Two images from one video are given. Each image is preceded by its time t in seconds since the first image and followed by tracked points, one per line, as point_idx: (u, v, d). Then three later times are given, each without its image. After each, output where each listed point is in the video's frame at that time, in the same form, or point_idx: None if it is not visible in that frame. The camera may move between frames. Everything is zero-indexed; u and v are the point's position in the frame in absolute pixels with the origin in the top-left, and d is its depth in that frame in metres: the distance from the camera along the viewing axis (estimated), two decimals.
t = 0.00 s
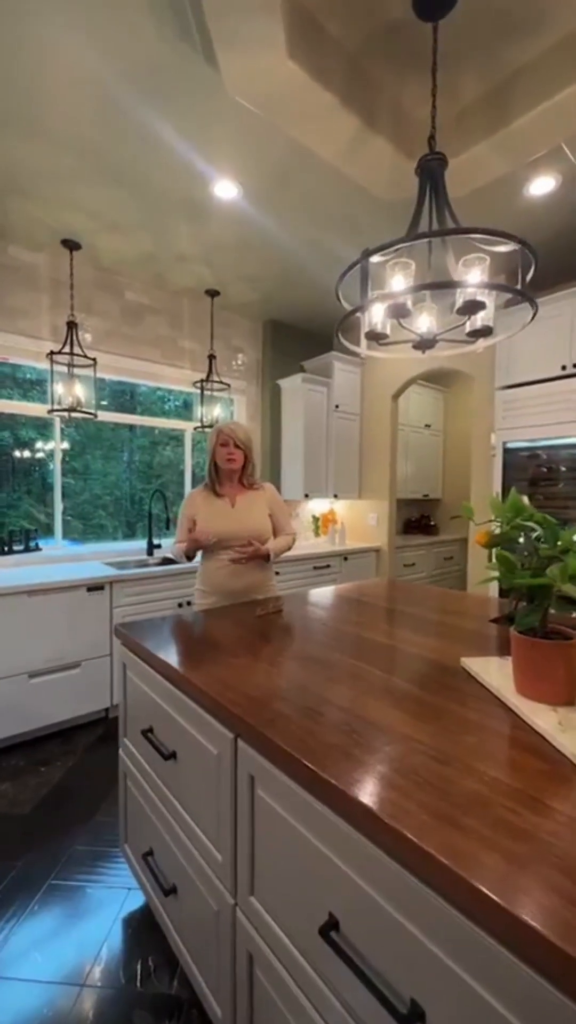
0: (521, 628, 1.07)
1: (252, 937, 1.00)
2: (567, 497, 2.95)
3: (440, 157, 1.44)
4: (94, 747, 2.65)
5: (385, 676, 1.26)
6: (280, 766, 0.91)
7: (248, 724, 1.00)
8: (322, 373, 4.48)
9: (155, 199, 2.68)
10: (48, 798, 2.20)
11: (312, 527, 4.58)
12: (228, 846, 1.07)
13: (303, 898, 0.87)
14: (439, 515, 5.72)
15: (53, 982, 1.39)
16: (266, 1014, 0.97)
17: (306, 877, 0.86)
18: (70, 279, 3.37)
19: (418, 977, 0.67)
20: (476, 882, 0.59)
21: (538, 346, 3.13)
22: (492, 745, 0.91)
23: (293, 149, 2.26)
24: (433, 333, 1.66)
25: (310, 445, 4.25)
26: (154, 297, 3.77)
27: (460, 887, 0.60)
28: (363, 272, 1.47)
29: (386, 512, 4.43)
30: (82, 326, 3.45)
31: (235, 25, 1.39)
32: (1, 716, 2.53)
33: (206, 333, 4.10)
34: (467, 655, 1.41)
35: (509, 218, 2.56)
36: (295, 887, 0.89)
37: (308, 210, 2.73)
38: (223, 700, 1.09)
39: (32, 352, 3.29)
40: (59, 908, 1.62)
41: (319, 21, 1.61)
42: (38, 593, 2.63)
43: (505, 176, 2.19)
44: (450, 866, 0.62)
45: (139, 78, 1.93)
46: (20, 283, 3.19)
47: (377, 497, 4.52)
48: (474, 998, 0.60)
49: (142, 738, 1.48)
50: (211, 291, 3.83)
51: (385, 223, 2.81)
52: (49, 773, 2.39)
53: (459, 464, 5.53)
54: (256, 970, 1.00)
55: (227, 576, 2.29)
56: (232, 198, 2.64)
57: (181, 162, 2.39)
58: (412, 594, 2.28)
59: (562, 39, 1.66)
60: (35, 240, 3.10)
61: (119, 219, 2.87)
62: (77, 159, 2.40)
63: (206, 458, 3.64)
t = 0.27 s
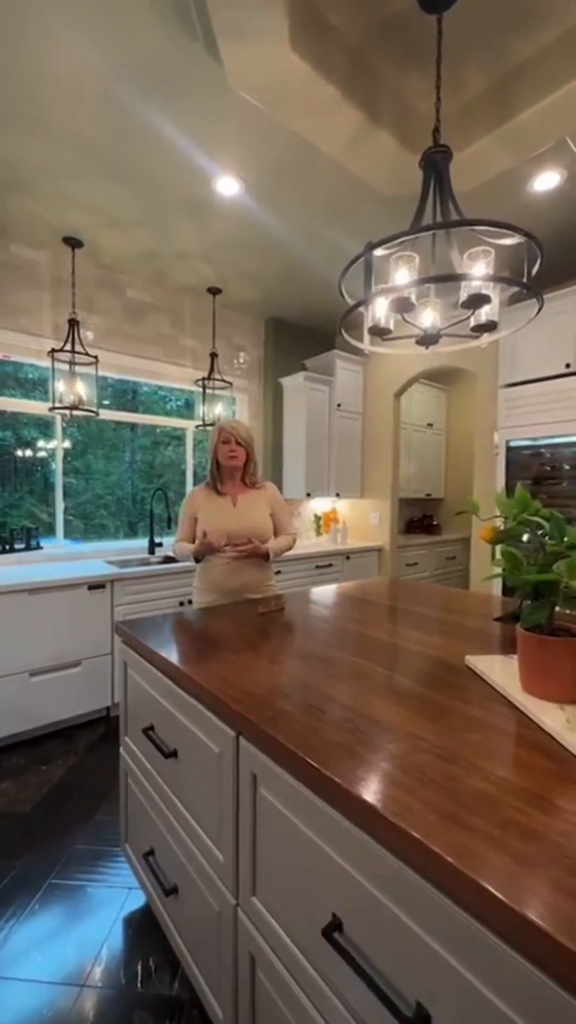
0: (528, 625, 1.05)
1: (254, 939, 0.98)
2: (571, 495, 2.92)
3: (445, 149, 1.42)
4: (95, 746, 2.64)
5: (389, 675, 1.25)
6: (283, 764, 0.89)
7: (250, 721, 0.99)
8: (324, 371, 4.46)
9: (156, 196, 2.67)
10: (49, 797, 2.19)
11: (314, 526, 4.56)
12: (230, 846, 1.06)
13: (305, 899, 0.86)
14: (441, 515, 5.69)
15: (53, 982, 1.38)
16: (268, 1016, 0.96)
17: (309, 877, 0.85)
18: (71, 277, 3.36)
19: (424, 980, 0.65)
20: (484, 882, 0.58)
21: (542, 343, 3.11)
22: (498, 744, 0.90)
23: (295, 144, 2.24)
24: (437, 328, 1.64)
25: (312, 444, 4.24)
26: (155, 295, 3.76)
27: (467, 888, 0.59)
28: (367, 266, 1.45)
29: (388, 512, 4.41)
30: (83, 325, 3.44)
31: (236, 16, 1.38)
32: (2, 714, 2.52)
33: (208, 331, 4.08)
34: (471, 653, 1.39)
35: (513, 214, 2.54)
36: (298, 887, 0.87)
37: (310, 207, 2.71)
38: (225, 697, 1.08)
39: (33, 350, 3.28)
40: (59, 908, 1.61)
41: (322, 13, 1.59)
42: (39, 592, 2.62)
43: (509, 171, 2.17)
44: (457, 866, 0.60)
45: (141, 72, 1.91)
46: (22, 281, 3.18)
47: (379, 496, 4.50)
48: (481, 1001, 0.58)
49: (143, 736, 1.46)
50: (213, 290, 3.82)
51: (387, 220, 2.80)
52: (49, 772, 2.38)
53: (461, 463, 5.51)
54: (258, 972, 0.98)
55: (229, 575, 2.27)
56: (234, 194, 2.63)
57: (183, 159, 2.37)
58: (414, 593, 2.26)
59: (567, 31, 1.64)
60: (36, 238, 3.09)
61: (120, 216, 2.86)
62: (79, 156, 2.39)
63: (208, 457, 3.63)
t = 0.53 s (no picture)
0: (533, 624, 1.04)
1: (255, 942, 0.97)
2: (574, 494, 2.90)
3: (448, 143, 1.40)
4: (96, 746, 2.63)
5: (391, 675, 1.23)
6: (282, 764, 0.88)
7: (250, 721, 0.97)
8: (326, 371, 4.45)
9: (158, 195, 2.66)
10: (49, 797, 2.18)
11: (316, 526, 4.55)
12: (230, 847, 1.05)
13: (306, 902, 0.84)
14: (443, 515, 5.67)
15: (52, 984, 1.37)
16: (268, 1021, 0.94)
17: (310, 880, 0.83)
18: (72, 276, 3.36)
19: (427, 987, 0.63)
20: (488, 886, 0.56)
21: (545, 342, 3.09)
22: (503, 745, 0.88)
23: (296, 141, 2.23)
24: (438, 324, 1.61)
25: (313, 444, 4.22)
26: (157, 294, 3.75)
27: (471, 892, 0.57)
28: (369, 262, 1.44)
29: (390, 512, 4.39)
30: (84, 324, 3.44)
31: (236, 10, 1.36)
32: (3, 714, 2.52)
33: (209, 330, 4.08)
34: (475, 653, 1.38)
35: (516, 211, 2.52)
36: (299, 890, 0.86)
37: (312, 204, 2.70)
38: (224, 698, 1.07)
39: (34, 349, 3.28)
40: (60, 909, 1.60)
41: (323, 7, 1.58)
42: (40, 591, 2.61)
43: (512, 166, 2.15)
44: (460, 869, 0.59)
45: (141, 68, 1.90)
46: (23, 280, 3.18)
47: (381, 496, 4.48)
48: (485, 1009, 0.57)
49: (143, 736, 1.45)
50: (214, 289, 3.82)
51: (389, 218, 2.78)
52: (50, 772, 2.37)
53: (463, 463, 5.49)
54: (258, 976, 0.97)
55: (229, 574, 2.26)
56: (235, 192, 2.62)
57: (184, 156, 2.36)
58: (417, 593, 2.24)
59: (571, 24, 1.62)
60: (37, 237, 3.08)
61: (122, 215, 2.85)
62: (79, 153, 2.38)
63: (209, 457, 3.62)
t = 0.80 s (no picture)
0: (536, 626, 1.02)
1: (255, 947, 0.96)
2: None
3: (450, 140, 1.39)
4: (97, 747, 2.62)
5: (393, 676, 1.22)
6: (283, 767, 0.87)
7: (250, 724, 0.96)
8: (327, 370, 4.43)
9: (158, 194, 2.65)
10: (50, 798, 2.18)
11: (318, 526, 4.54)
12: (230, 851, 1.04)
13: (307, 907, 0.83)
14: (446, 515, 5.65)
15: (52, 987, 1.36)
16: None
17: (310, 885, 0.82)
18: (73, 276, 3.35)
19: (430, 996, 0.62)
20: (491, 894, 0.55)
21: (547, 340, 3.07)
22: (506, 748, 0.87)
23: (297, 140, 2.22)
24: (440, 323, 1.60)
25: (315, 444, 4.21)
26: (158, 294, 3.75)
27: (474, 900, 0.56)
28: (370, 260, 1.43)
29: (392, 512, 4.38)
30: (85, 324, 3.43)
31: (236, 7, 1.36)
32: (4, 715, 2.52)
33: (211, 330, 4.07)
34: (478, 655, 1.36)
35: (518, 209, 2.50)
36: (299, 896, 0.85)
37: (313, 203, 2.69)
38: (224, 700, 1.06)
39: (35, 350, 3.28)
40: (60, 911, 1.60)
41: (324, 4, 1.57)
42: (40, 591, 2.60)
43: (515, 164, 2.14)
44: (462, 876, 0.58)
45: (141, 67, 1.89)
46: (24, 280, 3.18)
47: (382, 496, 4.47)
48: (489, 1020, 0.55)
49: (143, 738, 1.44)
50: (216, 288, 3.81)
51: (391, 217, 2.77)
52: (51, 773, 2.37)
53: (465, 463, 5.47)
54: (259, 981, 0.96)
55: (230, 575, 2.25)
56: (236, 191, 2.61)
57: (185, 156, 2.36)
58: (419, 593, 2.23)
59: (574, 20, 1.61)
60: (38, 237, 3.08)
61: (122, 214, 2.85)
62: (80, 153, 2.37)
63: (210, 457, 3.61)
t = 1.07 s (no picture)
0: (537, 628, 1.02)
1: (255, 949, 0.96)
2: None
3: (451, 142, 1.39)
4: (98, 747, 2.63)
5: (394, 679, 1.22)
6: (282, 770, 0.87)
7: (250, 726, 0.97)
8: (329, 371, 4.43)
9: (160, 195, 2.66)
10: (52, 798, 2.18)
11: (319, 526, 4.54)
12: (230, 853, 1.04)
13: (306, 910, 0.83)
14: (447, 515, 5.64)
15: (52, 988, 1.36)
16: None
17: (310, 889, 0.82)
18: (75, 276, 3.36)
19: (429, 1001, 0.62)
20: (489, 899, 0.55)
21: (550, 341, 3.06)
22: (506, 751, 0.87)
23: (298, 141, 2.22)
24: (441, 326, 1.59)
25: (316, 444, 4.21)
26: (160, 295, 3.75)
27: (473, 905, 0.56)
28: (371, 262, 1.43)
29: (393, 512, 4.38)
30: (87, 325, 3.44)
31: (237, 9, 1.36)
32: (6, 715, 2.53)
33: (212, 331, 4.07)
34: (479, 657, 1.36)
35: (520, 210, 2.50)
36: (299, 899, 0.85)
37: (314, 205, 2.69)
38: (225, 703, 1.06)
39: (38, 350, 3.29)
40: (61, 912, 1.60)
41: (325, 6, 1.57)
42: (42, 592, 2.61)
43: (516, 166, 2.13)
44: (461, 881, 0.58)
45: (142, 69, 1.90)
46: (26, 281, 3.19)
47: (384, 497, 4.47)
48: None
49: (144, 739, 1.44)
50: (217, 289, 3.81)
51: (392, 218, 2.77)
52: (52, 773, 2.37)
53: (467, 463, 5.46)
54: (258, 983, 0.96)
55: (232, 576, 2.25)
56: (238, 193, 2.61)
57: (186, 157, 2.36)
58: (421, 594, 2.23)
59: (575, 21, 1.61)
60: (41, 238, 3.09)
61: (124, 215, 2.85)
62: (81, 154, 2.38)
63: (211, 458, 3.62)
